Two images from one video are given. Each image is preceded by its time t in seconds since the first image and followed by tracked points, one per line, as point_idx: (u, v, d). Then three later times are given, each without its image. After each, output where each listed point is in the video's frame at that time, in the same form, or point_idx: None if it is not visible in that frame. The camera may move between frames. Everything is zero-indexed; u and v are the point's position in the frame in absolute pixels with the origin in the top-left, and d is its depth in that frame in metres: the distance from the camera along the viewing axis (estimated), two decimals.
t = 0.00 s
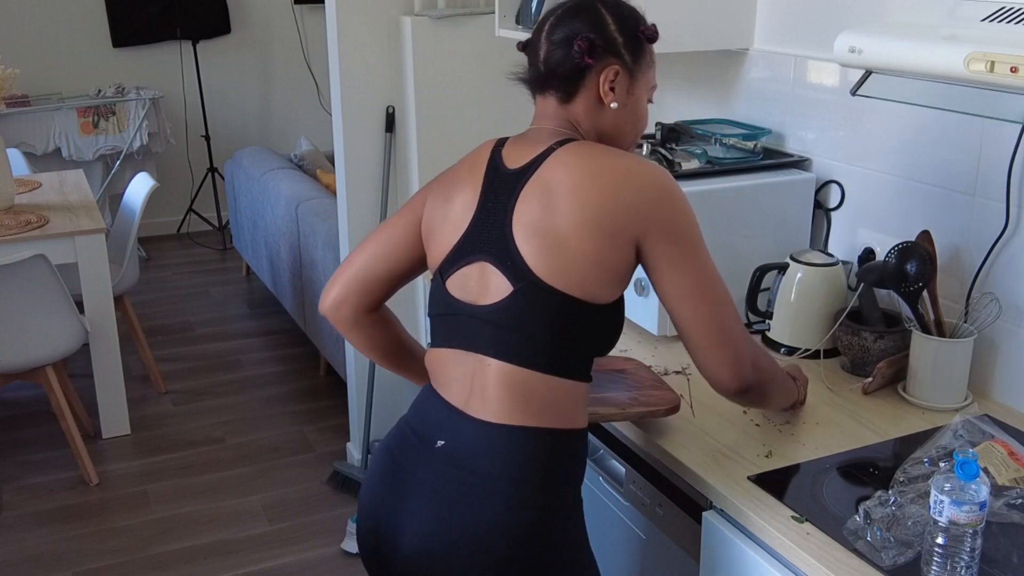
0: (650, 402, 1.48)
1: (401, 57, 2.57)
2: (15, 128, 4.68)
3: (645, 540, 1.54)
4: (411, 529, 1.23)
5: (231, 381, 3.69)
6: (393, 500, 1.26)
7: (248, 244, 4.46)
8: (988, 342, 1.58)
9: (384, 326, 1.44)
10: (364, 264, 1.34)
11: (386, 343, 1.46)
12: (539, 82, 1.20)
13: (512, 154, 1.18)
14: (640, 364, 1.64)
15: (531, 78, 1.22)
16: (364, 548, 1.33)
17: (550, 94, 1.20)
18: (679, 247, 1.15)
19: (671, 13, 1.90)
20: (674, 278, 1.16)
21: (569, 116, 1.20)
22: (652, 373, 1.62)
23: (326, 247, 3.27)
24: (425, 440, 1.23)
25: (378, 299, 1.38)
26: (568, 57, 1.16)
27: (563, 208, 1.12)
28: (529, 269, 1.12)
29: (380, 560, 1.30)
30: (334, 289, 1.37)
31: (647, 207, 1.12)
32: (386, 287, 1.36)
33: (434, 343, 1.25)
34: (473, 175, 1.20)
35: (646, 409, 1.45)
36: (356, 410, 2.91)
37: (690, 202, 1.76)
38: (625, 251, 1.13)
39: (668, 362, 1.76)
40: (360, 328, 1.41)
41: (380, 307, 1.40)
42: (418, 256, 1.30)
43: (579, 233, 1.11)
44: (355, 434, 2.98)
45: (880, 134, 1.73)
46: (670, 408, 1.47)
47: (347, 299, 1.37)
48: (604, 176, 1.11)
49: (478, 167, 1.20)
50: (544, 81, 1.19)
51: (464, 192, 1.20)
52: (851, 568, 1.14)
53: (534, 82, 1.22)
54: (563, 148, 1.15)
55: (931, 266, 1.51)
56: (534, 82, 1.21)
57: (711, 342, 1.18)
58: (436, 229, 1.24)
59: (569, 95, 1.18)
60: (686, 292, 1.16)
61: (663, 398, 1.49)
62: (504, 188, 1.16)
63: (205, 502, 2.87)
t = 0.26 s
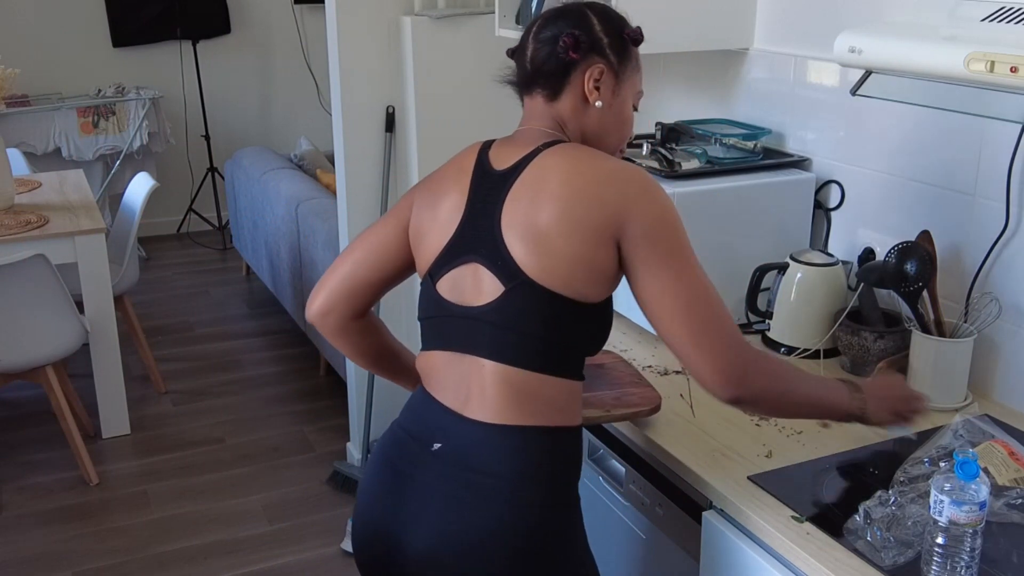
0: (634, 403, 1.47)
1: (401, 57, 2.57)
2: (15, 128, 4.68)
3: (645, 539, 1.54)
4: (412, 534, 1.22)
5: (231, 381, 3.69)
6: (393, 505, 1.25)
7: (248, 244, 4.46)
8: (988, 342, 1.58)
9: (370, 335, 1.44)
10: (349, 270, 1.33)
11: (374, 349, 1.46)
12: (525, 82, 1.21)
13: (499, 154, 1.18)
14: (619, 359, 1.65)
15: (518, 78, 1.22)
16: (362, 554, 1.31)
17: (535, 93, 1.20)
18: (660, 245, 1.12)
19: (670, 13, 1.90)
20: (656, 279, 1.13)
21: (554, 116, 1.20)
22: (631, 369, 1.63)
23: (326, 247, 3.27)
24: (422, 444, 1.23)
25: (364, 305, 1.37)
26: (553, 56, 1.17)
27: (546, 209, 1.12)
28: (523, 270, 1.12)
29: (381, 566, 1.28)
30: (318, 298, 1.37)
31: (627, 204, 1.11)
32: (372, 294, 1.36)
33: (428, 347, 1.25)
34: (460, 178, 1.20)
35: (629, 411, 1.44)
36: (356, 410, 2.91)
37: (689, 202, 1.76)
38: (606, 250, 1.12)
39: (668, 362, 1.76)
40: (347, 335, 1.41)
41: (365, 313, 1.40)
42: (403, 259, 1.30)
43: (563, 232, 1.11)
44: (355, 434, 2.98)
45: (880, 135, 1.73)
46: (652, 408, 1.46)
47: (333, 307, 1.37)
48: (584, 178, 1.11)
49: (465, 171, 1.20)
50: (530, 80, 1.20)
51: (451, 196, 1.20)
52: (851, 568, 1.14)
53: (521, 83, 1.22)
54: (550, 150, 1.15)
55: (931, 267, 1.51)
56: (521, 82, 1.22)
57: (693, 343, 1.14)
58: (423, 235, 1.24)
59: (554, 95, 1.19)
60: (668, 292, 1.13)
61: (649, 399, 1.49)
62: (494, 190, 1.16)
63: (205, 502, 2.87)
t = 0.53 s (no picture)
0: (622, 415, 1.45)
1: (401, 57, 2.57)
2: (15, 128, 4.68)
3: (645, 539, 1.54)
4: (400, 533, 1.23)
5: (231, 381, 3.69)
6: (383, 503, 1.26)
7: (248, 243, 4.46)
8: (988, 342, 1.58)
9: (366, 330, 1.44)
10: (346, 266, 1.34)
11: (367, 346, 1.46)
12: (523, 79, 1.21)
13: (491, 152, 1.18)
14: (612, 368, 1.64)
15: (516, 75, 1.23)
16: (354, 552, 1.32)
17: (531, 90, 1.21)
18: (644, 251, 1.10)
19: (670, 13, 1.90)
20: (634, 286, 1.11)
21: (549, 111, 1.20)
22: (626, 378, 1.61)
23: (326, 247, 3.27)
24: (412, 442, 1.24)
25: (360, 301, 1.38)
26: (547, 51, 1.17)
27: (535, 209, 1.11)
28: (509, 271, 1.12)
29: (371, 564, 1.29)
30: (314, 293, 1.37)
31: (615, 204, 1.10)
32: (368, 289, 1.36)
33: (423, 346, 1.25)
34: (453, 178, 1.20)
35: (618, 422, 1.43)
36: (356, 410, 2.91)
37: (689, 203, 1.76)
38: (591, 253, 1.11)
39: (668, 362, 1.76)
40: (342, 330, 1.41)
41: (361, 309, 1.40)
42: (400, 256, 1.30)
43: (549, 234, 1.10)
44: (355, 434, 2.98)
45: (881, 135, 1.73)
46: (642, 421, 1.45)
47: (329, 302, 1.37)
48: (576, 178, 1.10)
49: (459, 170, 1.20)
50: (526, 76, 1.20)
51: (445, 194, 1.20)
52: (851, 567, 1.14)
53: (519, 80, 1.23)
54: (540, 148, 1.15)
55: (931, 267, 1.51)
56: (518, 78, 1.22)
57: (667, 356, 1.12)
58: (418, 232, 1.24)
59: (548, 91, 1.19)
60: (647, 297, 1.11)
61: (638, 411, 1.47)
62: (485, 190, 1.15)
63: (204, 502, 2.87)
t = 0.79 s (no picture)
0: (632, 414, 1.46)
1: (401, 56, 2.57)
2: (15, 128, 4.68)
3: (645, 539, 1.54)
4: (384, 532, 1.24)
5: (231, 381, 3.69)
6: (369, 503, 1.26)
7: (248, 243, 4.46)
8: (988, 342, 1.58)
9: (368, 330, 1.44)
10: (346, 267, 1.34)
11: (371, 347, 1.46)
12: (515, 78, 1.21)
13: (480, 153, 1.18)
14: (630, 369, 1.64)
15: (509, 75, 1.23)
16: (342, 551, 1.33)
17: (524, 88, 1.21)
18: (629, 257, 1.07)
19: (670, 13, 1.90)
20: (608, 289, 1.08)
21: (540, 110, 1.19)
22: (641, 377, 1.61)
23: (326, 247, 3.27)
24: (398, 442, 1.24)
25: (360, 303, 1.38)
26: (537, 49, 1.17)
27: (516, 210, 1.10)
28: (489, 274, 1.11)
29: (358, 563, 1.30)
30: (316, 295, 1.38)
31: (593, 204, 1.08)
32: (367, 290, 1.36)
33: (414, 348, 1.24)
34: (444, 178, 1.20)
35: (626, 422, 1.44)
36: (356, 410, 2.91)
37: (689, 203, 1.76)
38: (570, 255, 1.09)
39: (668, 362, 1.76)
40: (344, 332, 1.41)
41: (362, 311, 1.41)
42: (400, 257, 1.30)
43: (526, 235, 1.09)
44: (355, 434, 2.98)
45: (881, 134, 1.73)
46: (653, 419, 1.45)
47: (330, 304, 1.37)
48: (554, 183, 1.09)
49: (448, 171, 1.20)
50: (518, 75, 1.20)
51: (436, 194, 1.19)
52: (852, 567, 1.14)
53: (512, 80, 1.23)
54: (526, 149, 1.14)
55: (931, 267, 1.51)
56: (511, 78, 1.22)
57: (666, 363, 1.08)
58: (411, 233, 1.23)
59: (539, 88, 1.18)
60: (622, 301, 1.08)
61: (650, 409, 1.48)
62: (470, 191, 1.15)
63: (204, 502, 2.87)
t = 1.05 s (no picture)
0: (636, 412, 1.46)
1: (402, 56, 2.57)
2: (15, 129, 4.67)
3: (644, 539, 1.54)
4: (375, 533, 1.25)
5: (231, 381, 3.69)
6: (362, 504, 1.27)
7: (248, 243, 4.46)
8: (988, 343, 1.58)
9: (368, 332, 1.44)
10: (349, 269, 1.34)
11: (373, 349, 1.46)
12: (517, 76, 1.21)
13: (478, 153, 1.17)
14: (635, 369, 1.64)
15: (511, 73, 1.22)
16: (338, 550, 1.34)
17: (526, 87, 1.20)
18: (609, 262, 1.07)
19: (670, 14, 1.90)
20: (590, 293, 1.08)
21: (543, 110, 1.19)
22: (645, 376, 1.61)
23: (326, 247, 3.28)
24: (391, 443, 1.25)
25: (362, 304, 1.38)
26: (544, 48, 1.16)
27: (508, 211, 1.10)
28: (480, 277, 1.11)
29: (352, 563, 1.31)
30: (320, 297, 1.38)
31: (584, 208, 1.07)
32: (370, 291, 1.36)
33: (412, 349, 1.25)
34: (442, 178, 1.20)
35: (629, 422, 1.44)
36: (356, 410, 2.91)
37: (689, 203, 1.76)
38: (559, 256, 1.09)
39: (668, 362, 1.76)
40: (346, 334, 1.41)
41: (365, 312, 1.41)
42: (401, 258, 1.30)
43: (516, 236, 1.09)
44: (355, 434, 2.98)
45: (881, 134, 1.73)
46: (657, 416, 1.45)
47: (333, 306, 1.37)
48: (554, 184, 1.08)
49: (446, 173, 1.20)
50: (522, 73, 1.20)
51: (434, 194, 1.19)
52: (852, 567, 1.14)
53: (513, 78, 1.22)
54: (520, 149, 1.13)
55: (931, 267, 1.51)
56: (513, 76, 1.22)
57: (623, 371, 1.09)
58: (411, 232, 1.23)
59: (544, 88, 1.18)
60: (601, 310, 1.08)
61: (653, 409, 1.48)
62: (464, 192, 1.15)
63: (204, 502, 2.87)
